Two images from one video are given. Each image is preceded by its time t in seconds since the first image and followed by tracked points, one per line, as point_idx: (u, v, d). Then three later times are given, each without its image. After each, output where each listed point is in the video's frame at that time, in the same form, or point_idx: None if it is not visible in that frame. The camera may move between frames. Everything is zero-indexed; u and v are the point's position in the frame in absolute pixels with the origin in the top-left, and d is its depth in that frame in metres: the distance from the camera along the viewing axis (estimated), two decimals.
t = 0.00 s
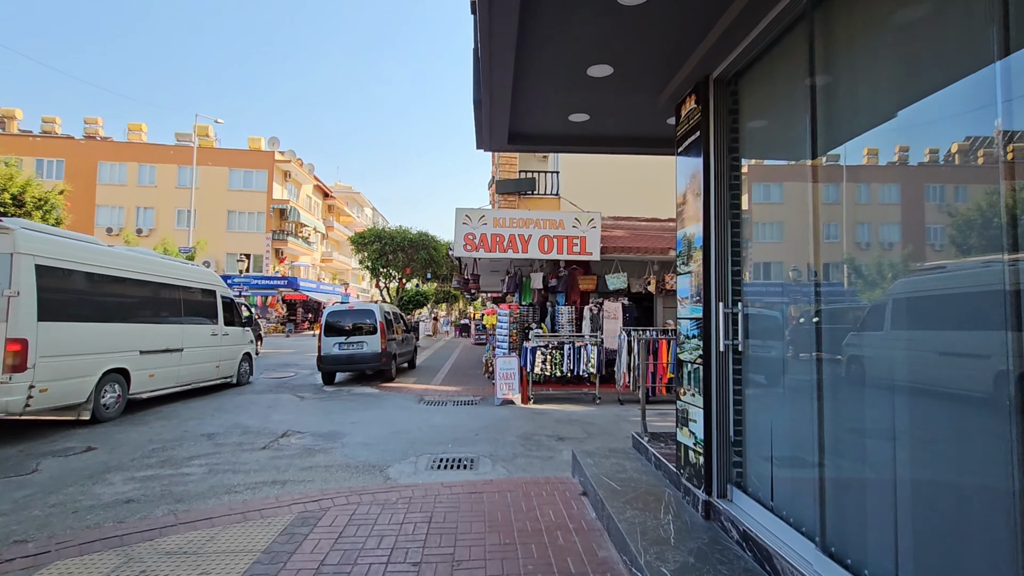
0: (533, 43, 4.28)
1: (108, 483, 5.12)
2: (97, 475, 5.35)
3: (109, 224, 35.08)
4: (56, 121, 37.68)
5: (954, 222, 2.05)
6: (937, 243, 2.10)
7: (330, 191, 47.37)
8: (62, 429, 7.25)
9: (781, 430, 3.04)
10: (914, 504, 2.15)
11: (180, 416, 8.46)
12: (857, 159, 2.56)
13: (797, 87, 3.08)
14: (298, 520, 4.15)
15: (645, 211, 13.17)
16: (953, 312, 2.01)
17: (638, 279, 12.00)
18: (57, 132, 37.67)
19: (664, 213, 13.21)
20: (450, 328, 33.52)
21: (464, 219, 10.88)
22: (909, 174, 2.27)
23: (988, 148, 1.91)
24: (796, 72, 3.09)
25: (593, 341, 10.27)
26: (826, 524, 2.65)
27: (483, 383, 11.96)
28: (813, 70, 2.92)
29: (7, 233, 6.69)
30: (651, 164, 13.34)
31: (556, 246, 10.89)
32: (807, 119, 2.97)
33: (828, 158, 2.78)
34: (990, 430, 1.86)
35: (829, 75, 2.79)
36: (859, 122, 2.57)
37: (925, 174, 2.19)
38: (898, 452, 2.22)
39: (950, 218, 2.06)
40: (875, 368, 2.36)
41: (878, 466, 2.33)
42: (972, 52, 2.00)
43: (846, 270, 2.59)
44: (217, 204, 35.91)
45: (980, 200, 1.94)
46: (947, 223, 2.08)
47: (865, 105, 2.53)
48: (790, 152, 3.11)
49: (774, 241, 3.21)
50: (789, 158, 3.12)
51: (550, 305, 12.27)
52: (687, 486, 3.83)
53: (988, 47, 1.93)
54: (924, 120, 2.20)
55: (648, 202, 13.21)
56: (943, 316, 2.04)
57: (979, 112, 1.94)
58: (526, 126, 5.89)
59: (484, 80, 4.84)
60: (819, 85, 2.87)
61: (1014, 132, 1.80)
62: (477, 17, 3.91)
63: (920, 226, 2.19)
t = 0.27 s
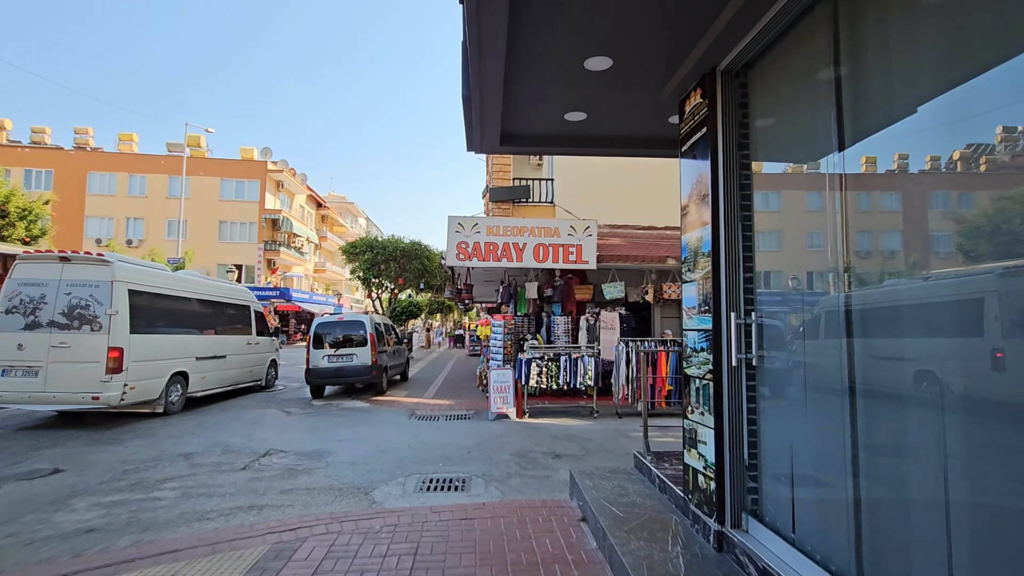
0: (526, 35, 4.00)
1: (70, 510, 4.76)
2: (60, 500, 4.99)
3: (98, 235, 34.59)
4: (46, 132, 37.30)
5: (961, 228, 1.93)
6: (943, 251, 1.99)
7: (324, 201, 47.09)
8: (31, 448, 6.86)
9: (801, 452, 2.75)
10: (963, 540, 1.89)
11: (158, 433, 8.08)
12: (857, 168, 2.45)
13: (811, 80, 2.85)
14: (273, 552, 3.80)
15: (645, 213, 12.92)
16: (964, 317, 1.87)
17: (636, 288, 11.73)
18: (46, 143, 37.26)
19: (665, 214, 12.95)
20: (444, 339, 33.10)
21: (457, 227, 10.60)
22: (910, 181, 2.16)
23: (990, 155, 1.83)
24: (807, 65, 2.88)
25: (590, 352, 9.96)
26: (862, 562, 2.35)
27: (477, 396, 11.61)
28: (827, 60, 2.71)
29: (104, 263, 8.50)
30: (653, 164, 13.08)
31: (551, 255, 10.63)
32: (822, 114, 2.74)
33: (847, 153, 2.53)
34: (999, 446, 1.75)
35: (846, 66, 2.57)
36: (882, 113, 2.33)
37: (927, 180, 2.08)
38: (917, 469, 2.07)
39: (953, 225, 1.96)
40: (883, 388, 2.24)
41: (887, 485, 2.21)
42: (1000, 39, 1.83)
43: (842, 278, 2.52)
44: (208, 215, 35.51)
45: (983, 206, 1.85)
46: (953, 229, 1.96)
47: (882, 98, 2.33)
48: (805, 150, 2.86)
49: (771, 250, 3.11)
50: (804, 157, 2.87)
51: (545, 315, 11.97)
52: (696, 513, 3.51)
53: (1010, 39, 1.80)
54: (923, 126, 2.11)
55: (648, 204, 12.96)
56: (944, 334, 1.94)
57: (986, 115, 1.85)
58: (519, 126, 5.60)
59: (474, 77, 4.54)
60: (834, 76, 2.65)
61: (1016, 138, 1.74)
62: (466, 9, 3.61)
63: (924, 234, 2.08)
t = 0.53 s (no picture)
0: (523, 35, 3.75)
1: (31, 547, 4.40)
2: (21, 535, 4.62)
3: (90, 251, 34.21)
4: (39, 147, 37.10)
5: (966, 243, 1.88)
6: (947, 264, 1.94)
7: (320, 216, 46.86)
8: None
9: (834, 485, 2.50)
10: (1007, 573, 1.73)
11: (138, 457, 7.69)
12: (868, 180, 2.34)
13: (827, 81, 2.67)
14: None
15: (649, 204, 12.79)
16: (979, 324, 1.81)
17: (636, 303, 11.44)
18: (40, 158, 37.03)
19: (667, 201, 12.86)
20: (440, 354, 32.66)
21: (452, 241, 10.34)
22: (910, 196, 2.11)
23: (995, 167, 1.77)
24: (820, 65, 2.73)
25: (590, 369, 9.62)
26: None
27: (473, 414, 11.25)
28: (846, 60, 2.53)
29: (166, 295, 10.15)
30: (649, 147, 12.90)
31: (549, 268, 10.35)
32: (841, 117, 2.57)
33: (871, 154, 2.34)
34: (1011, 460, 1.70)
35: (865, 65, 2.40)
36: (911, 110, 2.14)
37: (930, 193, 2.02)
38: (945, 491, 1.94)
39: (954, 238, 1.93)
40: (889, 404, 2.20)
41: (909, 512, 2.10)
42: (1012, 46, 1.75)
43: (836, 290, 2.53)
44: (202, 230, 35.21)
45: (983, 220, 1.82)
46: (958, 243, 1.92)
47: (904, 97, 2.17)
48: (820, 155, 2.70)
49: (783, 264, 2.94)
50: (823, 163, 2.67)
51: (543, 331, 11.65)
52: (713, 552, 3.19)
53: None
54: (925, 138, 2.05)
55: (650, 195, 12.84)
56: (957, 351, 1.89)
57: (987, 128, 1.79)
58: (516, 132, 5.34)
59: (467, 81, 4.28)
60: (852, 77, 2.49)
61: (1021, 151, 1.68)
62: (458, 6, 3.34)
63: (926, 246, 2.03)
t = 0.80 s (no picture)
0: (527, 32, 3.51)
1: None
2: None
3: (85, 266, 33.90)
4: (35, 163, 36.95)
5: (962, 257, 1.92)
6: (934, 277, 2.03)
7: (317, 232, 46.68)
8: None
9: (883, 529, 2.24)
10: None
11: (120, 481, 7.33)
12: (875, 192, 2.35)
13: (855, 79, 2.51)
14: None
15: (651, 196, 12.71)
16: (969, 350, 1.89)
17: (638, 318, 11.17)
18: (36, 173, 36.91)
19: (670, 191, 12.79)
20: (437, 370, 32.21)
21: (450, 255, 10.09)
22: (901, 211, 2.19)
23: (998, 181, 1.80)
24: (848, 62, 2.55)
25: (592, 388, 9.32)
26: None
27: (471, 434, 10.89)
28: (877, 56, 2.37)
29: (209, 318, 11.42)
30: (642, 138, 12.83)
31: (550, 283, 10.10)
32: (872, 118, 2.41)
33: (915, 152, 2.14)
34: None
35: (898, 60, 2.25)
36: (976, 93, 1.89)
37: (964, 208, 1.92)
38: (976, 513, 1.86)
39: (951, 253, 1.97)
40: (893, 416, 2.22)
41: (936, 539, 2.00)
42: (1004, 68, 1.79)
43: (841, 305, 2.54)
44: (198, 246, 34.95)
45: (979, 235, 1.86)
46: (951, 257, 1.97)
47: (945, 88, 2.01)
48: (851, 160, 2.51)
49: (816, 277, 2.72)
50: (855, 167, 2.48)
51: (543, 347, 11.35)
52: None
53: (1015, 67, 1.75)
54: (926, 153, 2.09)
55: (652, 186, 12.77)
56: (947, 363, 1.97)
57: (984, 145, 1.84)
58: (517, 138, 5.11)
59: (467, 83, 4.04)
60: (884, 74, 2.33)
61: None
62: None
63: (917, 260, 2.11)
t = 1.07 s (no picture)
0: (533, 22, 3.26)
1: None
2: None
3: (82, 284, 33.62)
4: (36, 181, 37.00)
5: (962, 271, 2.09)
6: (941, 294, 2.16)
7: (316, 249, 46.54)
8: None
9: (947, 564, 2.11)
10: None
11: (101, 508, 6.96)
12: (877, 209, 2.48)
13: (879, 76, 2.52)
14: None
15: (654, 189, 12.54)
16: (967, 368, 2.04)
17: (642, 335, 10.87)
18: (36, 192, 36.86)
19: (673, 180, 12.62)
20: (437, 388, 31.74)
21: (449, 270, 9.84)
22: (903, 225, 2.35)
23: (983, 196, 2.01)
24: (877, 57, 2.53)
25: (596, 408, 8.97)
26: None
27: (472, 456, 10.54)
28: (910, 52, 2.36)
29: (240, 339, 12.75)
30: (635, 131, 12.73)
31: (552, 299, 9.83)
32: (909, 116, 2.36)
33: (963, 146, 2.09)
34: None
35: (929, 55, 2.27)
36: None
37: (982, 221, 2.01)
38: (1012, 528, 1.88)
39: (955, 266, 2.12)
40: (908, 422, 2.30)
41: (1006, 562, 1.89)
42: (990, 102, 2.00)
43: (849, 320, 2.66)
44: (197, 263, 34.77)
45: (979, 252, 2.02)
46: (954, 271, 2.12)
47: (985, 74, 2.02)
48: (886, 161, 2.46)
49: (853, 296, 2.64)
50: (875, 175, 2.51)
51: (545, 365, 11.04)
52: None
53: None
54: (927, 169, 2.24)
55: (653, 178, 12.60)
56: (949, 376, 2.11)
57: (974, 158, 2.04)
58: (518, 143, 4.85)
59: (466, 83, 3.77)
60: (914, 71, 2.34)
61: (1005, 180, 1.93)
62: None
63: (919, 276, 2.27)
